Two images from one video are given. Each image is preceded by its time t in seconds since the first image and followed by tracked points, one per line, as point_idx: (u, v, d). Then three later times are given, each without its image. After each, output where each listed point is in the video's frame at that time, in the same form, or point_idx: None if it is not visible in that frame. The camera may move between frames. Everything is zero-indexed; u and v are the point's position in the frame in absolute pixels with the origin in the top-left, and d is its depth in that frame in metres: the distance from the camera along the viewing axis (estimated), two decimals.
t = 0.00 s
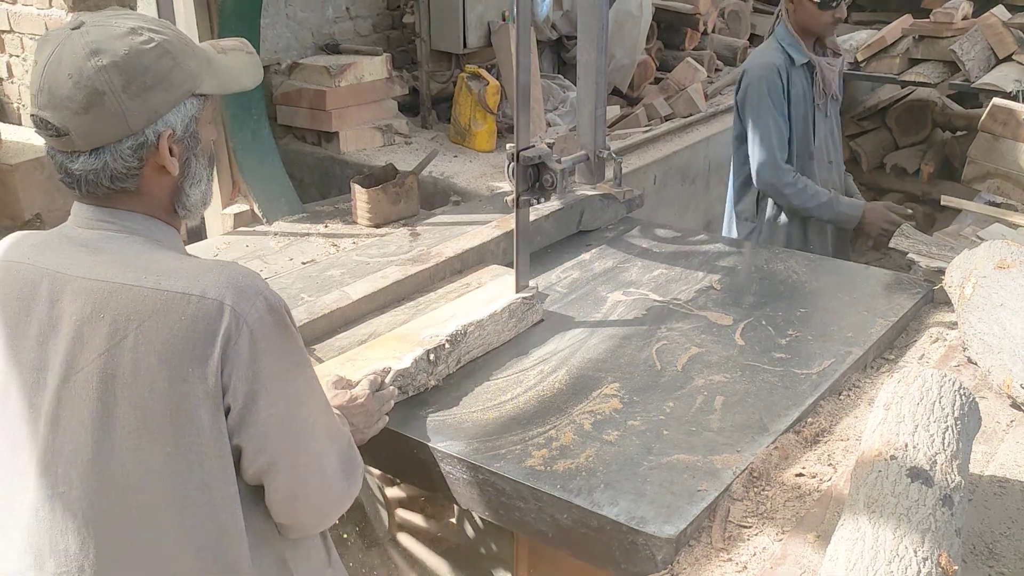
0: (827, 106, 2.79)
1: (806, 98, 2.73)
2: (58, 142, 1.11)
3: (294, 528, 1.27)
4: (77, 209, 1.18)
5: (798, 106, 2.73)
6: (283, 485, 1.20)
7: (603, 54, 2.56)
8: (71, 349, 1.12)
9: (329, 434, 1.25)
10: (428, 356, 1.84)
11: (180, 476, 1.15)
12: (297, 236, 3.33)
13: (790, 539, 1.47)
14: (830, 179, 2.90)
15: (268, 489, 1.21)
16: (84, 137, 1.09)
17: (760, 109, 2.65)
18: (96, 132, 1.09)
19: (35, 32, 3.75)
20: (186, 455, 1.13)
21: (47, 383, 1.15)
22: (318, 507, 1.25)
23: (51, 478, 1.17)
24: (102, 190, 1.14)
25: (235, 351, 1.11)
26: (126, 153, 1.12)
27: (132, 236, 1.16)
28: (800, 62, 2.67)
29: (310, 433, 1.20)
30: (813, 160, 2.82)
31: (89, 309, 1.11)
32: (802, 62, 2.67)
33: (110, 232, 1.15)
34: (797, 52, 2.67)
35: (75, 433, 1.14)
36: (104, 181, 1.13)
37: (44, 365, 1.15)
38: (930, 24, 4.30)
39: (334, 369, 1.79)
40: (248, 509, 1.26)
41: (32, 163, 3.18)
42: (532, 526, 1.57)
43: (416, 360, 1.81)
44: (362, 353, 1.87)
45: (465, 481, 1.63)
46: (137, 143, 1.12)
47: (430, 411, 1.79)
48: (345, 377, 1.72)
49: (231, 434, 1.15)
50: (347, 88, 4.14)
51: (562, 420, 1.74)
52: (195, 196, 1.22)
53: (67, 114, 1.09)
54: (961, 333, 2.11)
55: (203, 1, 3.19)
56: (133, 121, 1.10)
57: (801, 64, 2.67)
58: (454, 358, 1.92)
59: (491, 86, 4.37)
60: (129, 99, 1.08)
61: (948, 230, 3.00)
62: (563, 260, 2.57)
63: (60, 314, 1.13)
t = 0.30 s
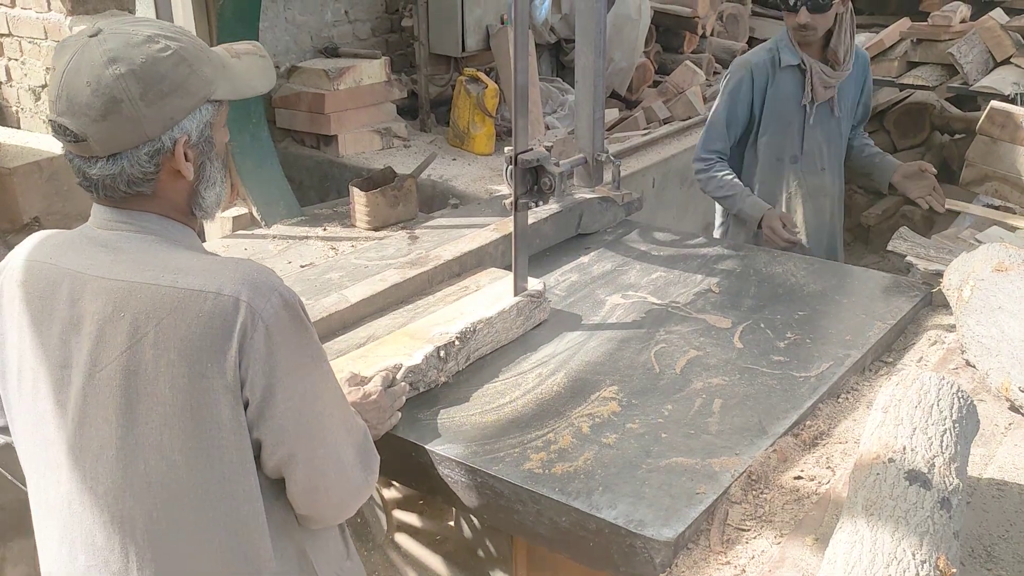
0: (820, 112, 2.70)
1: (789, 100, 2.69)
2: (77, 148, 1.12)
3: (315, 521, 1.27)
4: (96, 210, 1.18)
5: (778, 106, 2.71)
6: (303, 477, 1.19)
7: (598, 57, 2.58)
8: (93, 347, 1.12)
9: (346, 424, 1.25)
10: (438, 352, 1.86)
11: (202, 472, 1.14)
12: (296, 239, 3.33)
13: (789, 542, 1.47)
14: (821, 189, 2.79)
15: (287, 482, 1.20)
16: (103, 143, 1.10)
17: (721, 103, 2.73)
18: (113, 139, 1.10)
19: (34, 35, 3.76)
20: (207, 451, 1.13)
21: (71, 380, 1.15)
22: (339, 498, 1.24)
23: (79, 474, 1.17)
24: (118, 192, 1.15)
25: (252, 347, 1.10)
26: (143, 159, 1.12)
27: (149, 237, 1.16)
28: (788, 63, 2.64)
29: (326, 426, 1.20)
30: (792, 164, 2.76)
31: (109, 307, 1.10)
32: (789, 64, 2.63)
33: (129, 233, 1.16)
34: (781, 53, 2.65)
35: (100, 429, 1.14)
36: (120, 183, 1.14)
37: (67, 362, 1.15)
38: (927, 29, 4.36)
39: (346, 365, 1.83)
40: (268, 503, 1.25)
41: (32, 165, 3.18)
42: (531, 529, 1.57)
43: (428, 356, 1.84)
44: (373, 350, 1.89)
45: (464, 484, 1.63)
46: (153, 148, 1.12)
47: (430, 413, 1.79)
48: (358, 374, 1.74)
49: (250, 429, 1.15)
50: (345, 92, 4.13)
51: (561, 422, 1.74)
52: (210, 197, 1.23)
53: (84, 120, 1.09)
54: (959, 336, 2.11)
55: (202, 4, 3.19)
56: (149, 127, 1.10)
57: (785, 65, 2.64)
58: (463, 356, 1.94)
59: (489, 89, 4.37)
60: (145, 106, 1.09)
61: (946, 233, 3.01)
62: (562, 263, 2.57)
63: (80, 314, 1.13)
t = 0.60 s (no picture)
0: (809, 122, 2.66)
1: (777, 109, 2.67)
2: (111, 148, 1.12)
3: (343, 510, 1.28)
4: (125, 210, 1.18)
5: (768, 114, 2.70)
6: (333, 469, 1.21)
7: (598, 61, 2.57)
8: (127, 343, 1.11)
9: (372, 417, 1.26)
10: (451, 349, 1.90)
11: (237, 467, 1.15)
12: (294, 244, 3.33)
13: (787, 546, 1.47)
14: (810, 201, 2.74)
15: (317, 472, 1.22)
16: (136, 145, 1.10)
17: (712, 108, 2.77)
18: (147, 140, 1.10)
19: (32, 41, 3.76)
20: (241, 445, 1.14)
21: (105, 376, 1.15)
22: (367, 487, 1.25)
23: (111, 472, 1.16)
24: (148, 192, 1.15)
25: (285, 341, 1.11)
26: (175, 160, 1.13)
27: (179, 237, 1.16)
28: (776, 71, 2.63)
29: (353, 417, 1.21)
30: (779, 172, 2.74)
31: (143, 303, 1.10)
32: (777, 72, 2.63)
33: (161, 232, 1.15)
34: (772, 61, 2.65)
35: (134, 425, 1.14)
36: (151, 184, 1.14)
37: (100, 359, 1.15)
38: (925, 32, 4.35)
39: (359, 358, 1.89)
40: (296, 494, 1.26)
41: (30, 171, 3.18)
42: (529, 533, 1.56)
43: (440, 354, 1.87)
44: (386, 347, 1.93)
45: (462, 488, 1.63)
46: (184, 151, 1.13)
47: (429, 418, 1.79)
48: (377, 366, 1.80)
49: (282, 421, 1.16)
50: (343, 97, 4.14)
51: (559, 427, 1.74)
52: (238, 198, 1.23)
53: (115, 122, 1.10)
54: (957, 339, 2.11)
55: (200, 10, 3.20)
56: (182, 130, 1.11)
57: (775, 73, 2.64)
58: (475, 353, 1.98)
59: (486, 94, 4.38)
60: (179, 110, 1.10)
61: (944, 238, 3.01)
62: (560, 268, 2.57)
63: (113, 312, 1.13)
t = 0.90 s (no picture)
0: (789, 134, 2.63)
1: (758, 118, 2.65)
2: (151, 146, 1.12)
3: (371, 500, 1.29)
4: (160, 207, 1.18)
5: (749, 124, 2.68)
6: (365, 459, 1.22)
7: (593, 67, 2.58)
8: (165, 339, 1.11)
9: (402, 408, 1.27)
10: (464, 346, 1.94)
11: (277, 457, 1.15)
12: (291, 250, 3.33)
13: (784, 551, 1.47)
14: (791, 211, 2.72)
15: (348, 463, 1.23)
16: (178, 143, 1.10)
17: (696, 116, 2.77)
18: (188, 138, 1.10)
19: (30, 47, 3.77)
20: (282, 436, 1.14)
21: (141, 371, 1.14)
22: (399, 478, 1.26)
23: (149, 467, 1.16)
24: (186, 190, 1.15)
25: (325, 332, 1.11)
26: (215, 158, 1.12)
27: (216, 235, 1.16)
28: (757, 81, 2.60)
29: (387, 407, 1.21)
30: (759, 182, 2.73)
31: (182, 299, 1.10)
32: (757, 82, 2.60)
33: (197, 229, 1.15)
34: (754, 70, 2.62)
35: (174, 419, 1.13)
36: (189, 181, 1.14)
37: (135, 355, 1.14)
38: (921, 37, 4.35)
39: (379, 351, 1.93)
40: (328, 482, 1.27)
41: (27, 177, 3.17)
42: (527, 538, 1.56)
43: (453, 350, 1.91)
44: (401, 343, 1.97)
45: (461, 493, 1.62)
46: (225, 149, 1.12)
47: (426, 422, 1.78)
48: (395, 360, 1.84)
49: (320, 411, 1.16)
50: (341, 102, 4.14)
51: (556, 432, 1.74)
52: (272, 198, 1.22)
53: (153, 119, 1.10)
54: (954, 344, 2.11)
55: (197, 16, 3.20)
56: (224, 129, 1.11)
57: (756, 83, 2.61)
58: (486, 351, 2.02)
59: (484, 99, 4.39)
60: (222, 109, 1.10)
61: (940, 242, 3.02)
62: (558, 273, 2.57)
63: (149, 308, 1.12)
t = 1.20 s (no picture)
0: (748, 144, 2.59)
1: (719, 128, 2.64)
2: (193, 137, 1.12)
3: (402, 483, 1.30)
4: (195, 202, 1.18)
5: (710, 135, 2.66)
6: (402, 444, 1.23)
7: (592, 67, 2.57)
8: (210, 330, 1.11)
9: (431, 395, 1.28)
10: (478, 338, 1.99)
11: (323, 441, 1.16)
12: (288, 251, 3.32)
13: (784, 550, 1.47)
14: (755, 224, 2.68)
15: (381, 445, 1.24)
16: (221, 132, 1.11)
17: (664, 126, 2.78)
18: (232, 127, 1.11)
19: (28, 49, 3.76)
20: (326, 423, 1.15)
21: (185, 362, 1.14)
22: (431, 463, 1.27)
23: (194, 456, 1.16)
24: (226, 181, 1.15)
25: (369, 317, 1.13)
26: (257, 148, 1.13)
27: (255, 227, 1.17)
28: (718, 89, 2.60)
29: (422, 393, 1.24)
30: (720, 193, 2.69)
31: (229, 290, 1.10)
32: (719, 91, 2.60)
33: (236, 221, 1.16)
34: (717, 78, 2.62)
35: (220, 409, 1.13)
36: (230, 172, 1.14)
37: (178, 346, 1.14)
38: (919, 36, 4.33)
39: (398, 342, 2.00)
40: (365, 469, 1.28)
41: (25, 178, 3.17)
42: (526, 539, 1.56)
43: (468, 343, 1.95)
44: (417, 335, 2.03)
45: (460, 494, 1.62)
46: (266, 138, 1.14)
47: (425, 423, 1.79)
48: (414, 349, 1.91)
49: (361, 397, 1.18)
50: (341, 102, 4.18)
51: (555, 432, 1.74)
52: (305, 192, 1.24)
53: (196, 110, 1.11)
54: (952, 343, 2.11)
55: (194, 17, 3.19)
56: (266, 119, 1.12)
57: (717, 91, 2.61)
58: (499, 343, 2.06)
59: (482, 100, 4.38)
60: (265, 100, 1.12)
61: (939, 241, 3.02)
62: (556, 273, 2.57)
63: (193, 300, 1.12)
